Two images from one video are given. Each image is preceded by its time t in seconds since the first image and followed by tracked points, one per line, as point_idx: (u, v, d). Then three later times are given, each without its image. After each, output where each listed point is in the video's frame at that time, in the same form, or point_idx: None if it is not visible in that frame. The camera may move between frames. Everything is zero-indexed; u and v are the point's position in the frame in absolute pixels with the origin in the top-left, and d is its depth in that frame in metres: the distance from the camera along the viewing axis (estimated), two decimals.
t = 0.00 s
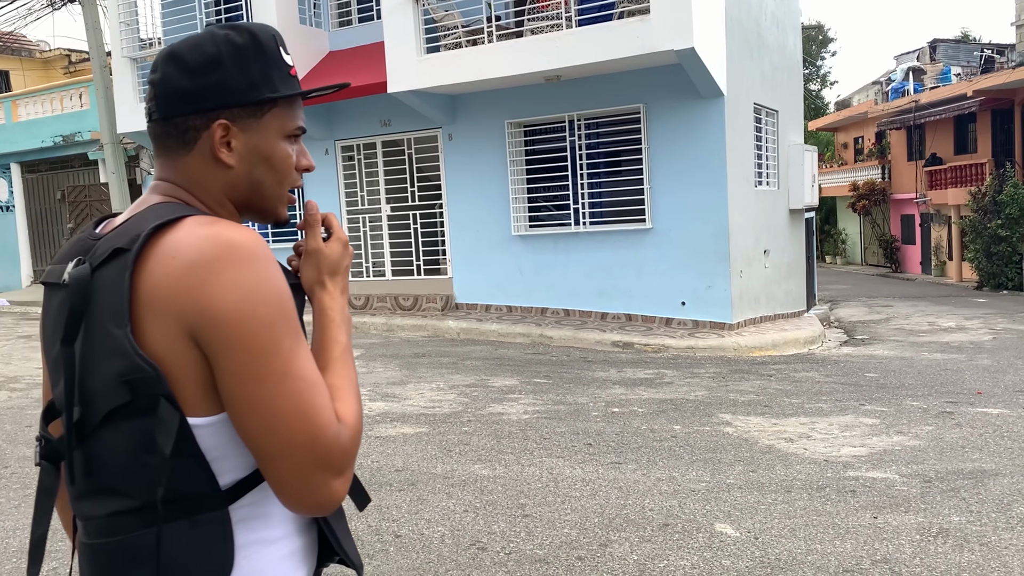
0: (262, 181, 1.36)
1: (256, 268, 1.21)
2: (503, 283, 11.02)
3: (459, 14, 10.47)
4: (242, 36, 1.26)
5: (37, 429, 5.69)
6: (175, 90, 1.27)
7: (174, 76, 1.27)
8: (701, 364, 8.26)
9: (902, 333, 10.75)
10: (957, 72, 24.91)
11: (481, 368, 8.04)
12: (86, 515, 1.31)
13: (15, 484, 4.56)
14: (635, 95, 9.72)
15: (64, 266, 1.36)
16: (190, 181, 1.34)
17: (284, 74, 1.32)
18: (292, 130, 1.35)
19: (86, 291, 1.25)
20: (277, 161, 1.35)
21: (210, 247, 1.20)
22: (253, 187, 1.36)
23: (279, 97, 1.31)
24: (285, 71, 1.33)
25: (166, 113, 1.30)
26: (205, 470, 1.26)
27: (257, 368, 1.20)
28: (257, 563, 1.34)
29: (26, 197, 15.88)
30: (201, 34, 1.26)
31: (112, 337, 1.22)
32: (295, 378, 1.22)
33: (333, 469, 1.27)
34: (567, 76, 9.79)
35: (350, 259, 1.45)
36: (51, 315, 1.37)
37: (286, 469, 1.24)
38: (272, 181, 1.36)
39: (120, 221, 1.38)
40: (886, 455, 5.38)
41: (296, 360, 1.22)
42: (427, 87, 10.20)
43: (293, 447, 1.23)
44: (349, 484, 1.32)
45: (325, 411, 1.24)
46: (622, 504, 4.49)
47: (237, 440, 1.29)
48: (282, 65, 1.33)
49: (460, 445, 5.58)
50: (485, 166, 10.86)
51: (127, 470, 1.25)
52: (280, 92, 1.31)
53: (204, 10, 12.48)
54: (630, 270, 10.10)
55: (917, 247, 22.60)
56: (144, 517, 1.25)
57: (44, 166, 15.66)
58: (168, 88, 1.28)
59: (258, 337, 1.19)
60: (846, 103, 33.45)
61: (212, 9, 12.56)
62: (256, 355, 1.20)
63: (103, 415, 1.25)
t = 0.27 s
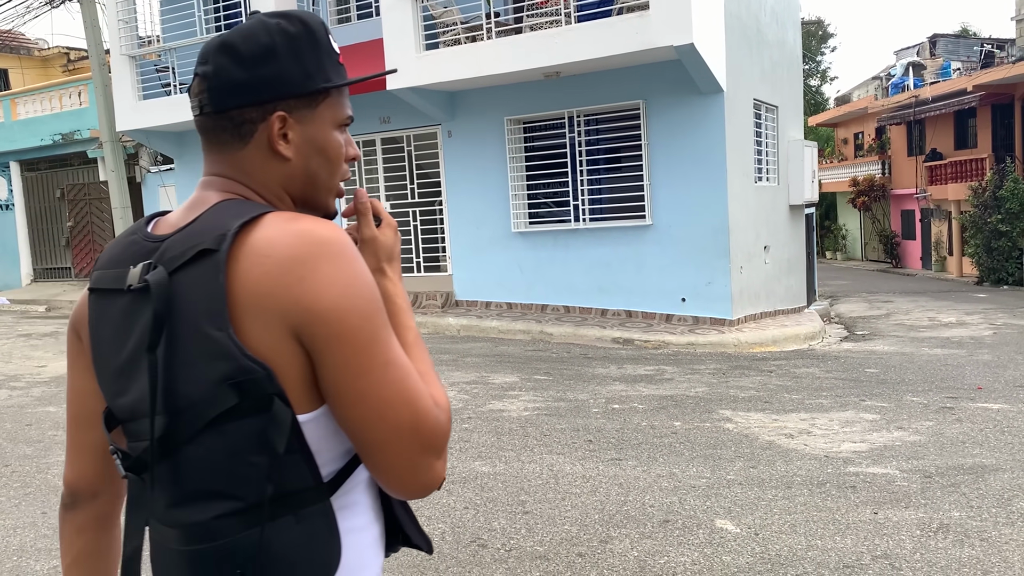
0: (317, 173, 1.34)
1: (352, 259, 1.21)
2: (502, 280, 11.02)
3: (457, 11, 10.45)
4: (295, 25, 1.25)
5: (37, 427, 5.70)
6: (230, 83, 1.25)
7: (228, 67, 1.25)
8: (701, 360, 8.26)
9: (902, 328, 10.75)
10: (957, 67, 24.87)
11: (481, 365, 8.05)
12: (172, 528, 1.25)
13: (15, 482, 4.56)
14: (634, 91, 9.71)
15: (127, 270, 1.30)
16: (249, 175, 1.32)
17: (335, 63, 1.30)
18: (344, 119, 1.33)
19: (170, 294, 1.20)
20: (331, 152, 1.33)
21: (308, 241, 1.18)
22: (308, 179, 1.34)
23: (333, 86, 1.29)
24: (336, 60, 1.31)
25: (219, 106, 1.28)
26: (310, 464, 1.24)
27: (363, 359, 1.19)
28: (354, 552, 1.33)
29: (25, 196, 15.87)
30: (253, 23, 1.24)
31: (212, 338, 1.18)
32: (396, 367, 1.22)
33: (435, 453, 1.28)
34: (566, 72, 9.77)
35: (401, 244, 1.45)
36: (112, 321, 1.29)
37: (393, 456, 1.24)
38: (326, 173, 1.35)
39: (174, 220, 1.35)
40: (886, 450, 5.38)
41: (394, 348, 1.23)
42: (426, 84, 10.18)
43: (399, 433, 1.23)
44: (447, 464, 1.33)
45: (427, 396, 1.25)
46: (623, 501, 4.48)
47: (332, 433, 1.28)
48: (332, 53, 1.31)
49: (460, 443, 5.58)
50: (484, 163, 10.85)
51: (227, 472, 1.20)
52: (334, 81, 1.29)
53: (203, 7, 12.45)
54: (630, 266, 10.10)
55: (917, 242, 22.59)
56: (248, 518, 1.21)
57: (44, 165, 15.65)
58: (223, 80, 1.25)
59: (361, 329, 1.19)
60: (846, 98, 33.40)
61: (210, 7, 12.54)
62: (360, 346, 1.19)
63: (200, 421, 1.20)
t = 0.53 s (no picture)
0: (378, 165, 1.38)
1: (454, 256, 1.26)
2: (502, 277, 11.02)
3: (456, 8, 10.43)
4: (366, 16, 1.26)
5: (35, 426, 5.69)
6: (306, 73, 1.24)
7: (303, 57, 1.24)
8: (700, 357, 8.26)
9: (901, 325, 10.76)
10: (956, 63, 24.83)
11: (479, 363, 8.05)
12: (261, 532, 1.22)
13: (13, 482, 4.56)
14: (632, 88, 9.70)
15: (201, 267, 1.26)
16: (317, 168, 1.33)
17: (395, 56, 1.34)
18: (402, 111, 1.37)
19: (269, 294, 1.19)
20: (391, 143, 1.37)
21: (418, 239, 1.22)
22: (371, 171, 1.38)
23: (397, 79, 1.33)
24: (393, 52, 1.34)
25: (290, 96, 1.26)
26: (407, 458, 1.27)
27: (469, 354, 1.25)
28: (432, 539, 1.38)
29: (23, 194, 15.86)
30: (325, 12, 1.23)
31: (323, 336, 1.18)
32: (496, 361, 1.28)
33: (525, 443, 1.35)
34: (565, 69, 9.76)
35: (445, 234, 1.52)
36: (186, 320, 1.26)
37: (492, 446, 1.29)
38: (386, 164, 1.39)
39: (236, 213, 1.33)
40: (885, 447, 5.38)
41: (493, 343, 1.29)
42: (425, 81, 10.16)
43: (499, 426, 1.28)
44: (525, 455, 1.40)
45: (523, 388, 1.32)
46: (621, 499, 4.49)
47: (421, 425, 1.33)
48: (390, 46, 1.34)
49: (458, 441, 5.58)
50: (483, 160, 10.83)
51: (331, 472, 1.21)
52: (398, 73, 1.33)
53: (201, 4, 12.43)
54: (629, 263, 10.09)
55: (916, 239, 22.58)
56: (349, 517, 1.23)
57: (42, 163, 15.63)
58: (297, 70, 1.24)
59: (467, 324, 1.24)
60: (845, 94, 33.36)
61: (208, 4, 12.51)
62: (465, 341, 1.24)
63: (304, 421, 1.19)
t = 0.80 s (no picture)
0: (408, 165, 1.34)
1: (472, 261, 1.22)
2: (499, 276, 11.01)
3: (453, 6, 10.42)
4: (398, 13, 1.23)
5: (30, 424, 5.69)
6: (331, 69, 1.22)
7: (329, 54, 1.22)
8: (697, 356, 8.26)
9: (898, 324, 10.76)
10: (953, 62, 24.85)
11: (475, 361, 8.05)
12: (276, 531, 1.22)
13: (9, 480, 4.55)
14: (629, 87, 9.70)
15: (220, 265, 1.26)
16: (340, 165, 1.31)
17: (431, 53, 1.29)
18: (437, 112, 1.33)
19: (282, 294, 1.18)
20: (422, 144, 1.33)
21: (433, 242, 1.19)
22: (399, 171, 1.34)
23: (431, 78, 1.28)
24: (431, 49, 1.29)
25: (316, 92, 1.25)
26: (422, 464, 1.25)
27: (484, 363, 1.21)
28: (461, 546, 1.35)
29: (19, 191, 15.83)
30: (356, 8, 1.21)
31: (334, 340, 1.17)
32: (512, 370, 1.25)
33: (543, 453, 1.31)
34: (562, 67, 9.76)
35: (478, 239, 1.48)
36: (205, 318, 1.26)
37: (507, 458, 1.26)
38: (417, 165, 1.35)
39: (261, 209, 1.33)
40: (881, 446, 5.38)
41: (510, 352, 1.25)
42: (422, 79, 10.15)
43: (514, 436, 1.25)
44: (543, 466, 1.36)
45: (540, 397, 1.28)
46: (618, 497, 4.48)
47: (435, 428, 1.31)
48: (426, 42, 1.29)
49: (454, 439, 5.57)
50: (481, 159, 10.82)
51: (342, 475, 1.19)
52: (431, 72, 1.28)
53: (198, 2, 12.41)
54: (626, 262, 10.09)
55: (913, 237, 22.60)
56: (363, 521, 1.21)
57: (38, 160, 15.61)
58: (323, 66, 1.23)
59: (482, 333, 1.21)
60: (842, 93, 33.38)
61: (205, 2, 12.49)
62: (480, 349, 1.21)
63: (317, 424, 1.18)
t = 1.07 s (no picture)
0: (375, 159, 1.29)
1: (413, 259, 1.16)
2: (495, 275, 11.00)
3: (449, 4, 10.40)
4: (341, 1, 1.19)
5: (25, 422, 5.67)
6: (278, 69, 1.22)
7: (276, 53, 1.22)
8: (693, 355, 8.26)
9: (895, 323, 10.77)
10: (950, 61, 24.90)
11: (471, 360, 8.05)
12: (244, 527, 1.23)
13: (2, 478, 4.53)
14: (625, 85, 9.69)
15: (190, 265, 1.28)
16: (305, 164, 1.30)
17: (388, 39, 1.23)
18: (403, 101, 1.27)
19: (232, 294, 1.18)
20: (388, 135, 1.28)
21: (366, 243, 1.14)
22: (366, 165, 1.29)
23: (385, 65, 1.22)
24: (390, 34, 1.23)
25: (269, 93, 1.26)
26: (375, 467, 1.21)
27: (422, 368, 1.16)
28: (425, 550, 1.30)
29: (15, 189, 15.78)
30: (297, 4, 1.20)
31: (273, 342, 1.15)
32: (459, 375, 1.18)
33: (499, 463, 1.24)
34: (558, 65, 9.74)
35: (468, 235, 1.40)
36: (178, 317, 1.29)
37: (457, 466, 1.20)
38: (385, 158, 1.29)
39: (235, 211, 1.35)
40: (877, 445, 5.39)
41: (458, 357, 1.19)
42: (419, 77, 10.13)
43: (460, 444, 1.19)
44: (510, 477, 1.29)
45: (491, 404, 1.21)
46: (613, 496, 4.48)
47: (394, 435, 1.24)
48: (385, 27, 1.23)
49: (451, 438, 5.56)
50: (477, 157, 10.80)
51: (291, 476, 1.18)
52: (384, 59, 1.22)
53: None
54: (623, 261, 10.09)
55: (909, 237, 22.64)
56: (316, 521, 1.19)
57: (33, 158, 15.57)
58: (272, 67, 1.23)
59: (420, 337, 1.15)
60: (839, 92, 33.44)
61: None
62: (419, 353, 1.15)
63: (263, 425, 1.18)
